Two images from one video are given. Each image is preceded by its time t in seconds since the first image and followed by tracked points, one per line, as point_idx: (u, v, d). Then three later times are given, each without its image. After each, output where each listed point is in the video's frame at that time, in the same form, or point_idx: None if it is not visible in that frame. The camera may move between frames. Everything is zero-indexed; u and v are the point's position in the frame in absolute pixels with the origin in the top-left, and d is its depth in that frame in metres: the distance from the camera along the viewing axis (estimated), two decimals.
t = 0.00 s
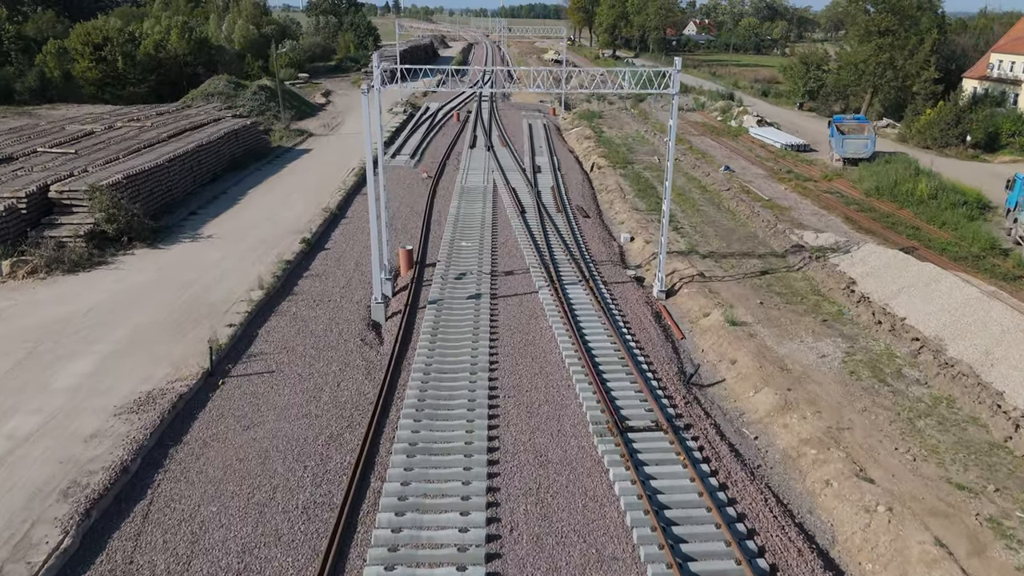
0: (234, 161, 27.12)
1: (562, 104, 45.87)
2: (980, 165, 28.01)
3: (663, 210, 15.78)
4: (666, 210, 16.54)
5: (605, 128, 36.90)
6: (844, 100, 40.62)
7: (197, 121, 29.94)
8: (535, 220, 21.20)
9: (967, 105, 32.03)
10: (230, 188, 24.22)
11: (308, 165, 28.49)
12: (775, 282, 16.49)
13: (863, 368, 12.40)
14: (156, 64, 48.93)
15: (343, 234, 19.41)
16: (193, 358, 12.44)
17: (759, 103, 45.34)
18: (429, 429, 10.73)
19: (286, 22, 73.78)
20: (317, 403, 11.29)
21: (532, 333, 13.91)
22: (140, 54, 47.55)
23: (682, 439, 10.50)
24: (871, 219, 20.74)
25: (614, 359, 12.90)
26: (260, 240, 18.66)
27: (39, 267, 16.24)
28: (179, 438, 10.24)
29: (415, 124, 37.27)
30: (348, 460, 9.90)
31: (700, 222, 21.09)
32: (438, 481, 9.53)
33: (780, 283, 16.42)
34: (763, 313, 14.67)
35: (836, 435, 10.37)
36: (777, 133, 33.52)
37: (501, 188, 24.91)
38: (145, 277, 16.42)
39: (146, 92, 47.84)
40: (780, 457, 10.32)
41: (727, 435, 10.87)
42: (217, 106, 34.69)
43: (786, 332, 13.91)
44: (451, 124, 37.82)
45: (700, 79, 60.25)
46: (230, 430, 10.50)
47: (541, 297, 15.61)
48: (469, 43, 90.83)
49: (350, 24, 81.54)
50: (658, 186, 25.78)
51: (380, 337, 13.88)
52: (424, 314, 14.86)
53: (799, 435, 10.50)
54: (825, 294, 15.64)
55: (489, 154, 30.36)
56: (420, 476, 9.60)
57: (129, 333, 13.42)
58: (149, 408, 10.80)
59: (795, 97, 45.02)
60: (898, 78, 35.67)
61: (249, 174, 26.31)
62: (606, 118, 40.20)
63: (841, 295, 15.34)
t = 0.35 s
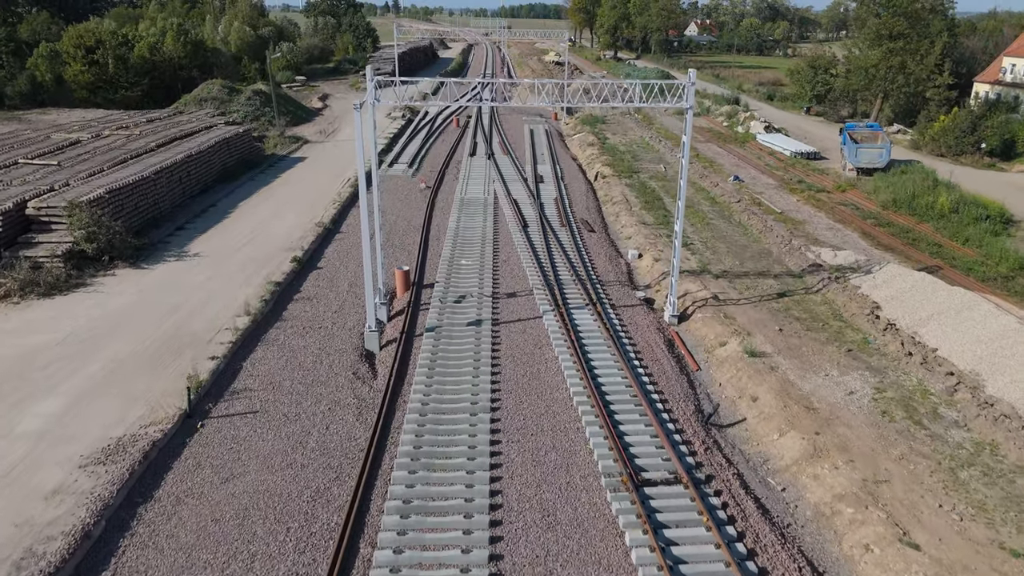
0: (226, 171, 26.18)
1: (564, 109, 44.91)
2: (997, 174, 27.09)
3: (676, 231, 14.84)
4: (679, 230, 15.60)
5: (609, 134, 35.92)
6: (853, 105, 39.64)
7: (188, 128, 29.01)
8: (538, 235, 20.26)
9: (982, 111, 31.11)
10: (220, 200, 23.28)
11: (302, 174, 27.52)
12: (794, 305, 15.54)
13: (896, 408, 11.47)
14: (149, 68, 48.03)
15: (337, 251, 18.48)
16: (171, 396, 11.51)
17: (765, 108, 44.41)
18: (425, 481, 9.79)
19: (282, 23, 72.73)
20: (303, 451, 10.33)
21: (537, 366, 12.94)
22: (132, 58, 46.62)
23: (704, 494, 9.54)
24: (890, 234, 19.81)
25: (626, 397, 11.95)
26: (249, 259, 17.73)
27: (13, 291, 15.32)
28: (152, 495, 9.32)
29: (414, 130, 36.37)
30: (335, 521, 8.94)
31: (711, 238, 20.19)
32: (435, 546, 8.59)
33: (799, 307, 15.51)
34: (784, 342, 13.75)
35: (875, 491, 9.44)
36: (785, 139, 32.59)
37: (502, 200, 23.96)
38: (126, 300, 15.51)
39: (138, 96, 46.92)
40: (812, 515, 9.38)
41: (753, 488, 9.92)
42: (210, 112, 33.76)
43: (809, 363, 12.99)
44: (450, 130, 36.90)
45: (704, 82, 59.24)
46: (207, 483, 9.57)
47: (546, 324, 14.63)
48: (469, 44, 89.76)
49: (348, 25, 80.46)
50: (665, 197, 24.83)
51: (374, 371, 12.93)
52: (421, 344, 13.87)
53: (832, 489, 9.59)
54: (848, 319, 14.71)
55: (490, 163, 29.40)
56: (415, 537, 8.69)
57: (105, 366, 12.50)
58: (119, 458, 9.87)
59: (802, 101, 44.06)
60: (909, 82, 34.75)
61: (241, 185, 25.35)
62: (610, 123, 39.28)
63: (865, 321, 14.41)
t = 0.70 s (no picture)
0: (217, 182, 25.22)
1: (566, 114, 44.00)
2: (1015, 184, 26.22)
3: (691, 256, 13.82)
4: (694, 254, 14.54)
5: (612, 141, 34.99)
6: (862, 110, 38.70)
7: (178, 136, 28.08)
8: (541, 254, 19.30)
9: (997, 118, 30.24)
10: (210, 214, 22.33)
11: (296, 184, 26.58)
12: (815, 333, 14.63)
13: (934, 456, 10.55)
14: (142, 72, 47.15)
15: (330, 271, 17.55)
16: (145, 443, 10.60)
17: (770, 113, 43.53)
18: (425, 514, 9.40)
19: (280, 25, 71.72)
20: (286, 510, 9.38)
21: (543, 406, 11.97)
22: (125, 62, 45.71)
23: (730, 564, 8.61)
24: (910, 251, 18.92)
25: (639, 442, 11.07)
26: (236, 281, 16.79)
27: None
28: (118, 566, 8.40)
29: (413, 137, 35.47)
30: (331, 562, 8.52)
31: (722, 256, 19.29)
32: None
33: (820, 334, 14.58)
34: (807, 377, 12.83)
35: (920, 561, 8.54)
36: (794, 147, 31.70)
37: (503, 213, 23.04)
38: (103, 328, 14.57)
39: (130, 100, 46.04)
40: None
41: (782, 553, 9.02)
42: (202, 119, 32.81)
43: (835, 400, 12.08)
44: (450, 137, 36.00)
45: (707, 85, 58.28)
46: (178, 550, 8.64)
47: (551, 355, 13.64)
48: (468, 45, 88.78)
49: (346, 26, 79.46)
50: (672, 210, 23.90)
51: (366, 411, 11.97)
52: (417, 379, 12.89)
53: (871, 557, 8.69)
54: (874, 350, 13.79)
55: (490, 172, 28.50)
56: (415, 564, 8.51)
57: (75, 408, 11.57)
58: (82, 520, 8.96)
59: (809, 106, 43.18)
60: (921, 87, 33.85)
61: (232, 197, 24.41)
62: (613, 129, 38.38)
63: (893, 353, 13.49)
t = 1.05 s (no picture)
0: (207, 194, 24.30)
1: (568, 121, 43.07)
2: None
3: (707, 287, 12.82)
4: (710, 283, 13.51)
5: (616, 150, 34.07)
6: (872, 117, 37.78)
7: (168, 146, 27.19)
8: (545, 275, 18.35)
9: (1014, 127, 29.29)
10: (198, 230, 21.41)
11: (290, 197, 25.65)
12: (838, 366, 13.69)
13: (978, 515, 9.60)
14: (135, 76, 46.22)
15: (322, 295, 16.64)
16: (112, 502, 9.69)
17: (777, 119, 42.64)
18: (426, 539, 9.26)
19: (278, 28, 70.81)
20: None
21: (550, 454, 11.02)
22: (118, 66, 44.77)
23: None
24: (934, 273, 17.99)
25: (654, 497, 10.17)
26: (222, 306, 15.87)
27: None
28: None
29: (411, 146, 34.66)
30: None
31: (735, 277, 18.37)
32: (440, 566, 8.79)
33: (843, 368, 13.65)
34: (833, 418, 11.89)
35: None
36: (804, 157, 30.78)
37: (504, 229, 22.09)
38: (78, 359, 13.67)
39: (124, 105, 45.11)
40: None
41: None
42: (194, 127, 31.92)
43: (866, 447, 11.12)
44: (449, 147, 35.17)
45: (711, 89, 57.33)
46: None
47: (559, 394, 12.66)
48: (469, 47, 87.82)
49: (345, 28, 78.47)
50: (680, 224, 22.95)
51: (356, 459, 11.04)
52: (413, 421, 11.93)
53: None
54: (903, 387, 12.85)
55: (490, 183, 27.60)
56: None
57: (40, 457, 10.66)
58: None
59: (816, 112, 42.27)
60: (934, 95, 32.91)
61: (223, 211, 23.48)
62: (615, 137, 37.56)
63: (924, 391, 12.56)
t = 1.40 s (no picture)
0: (196, 208, 23.36)
1: (570, 127, 42.27)
2: None
3: (725, 324, 11.83)
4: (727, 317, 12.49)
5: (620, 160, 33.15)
6: (881, 124, 36.87)
7: (158, 156, 26.29)
8: (549, 298, 17.38)
9: None
10: (185, 247, 20.48)
11: (283, 210, 24.69)
12: (864, 404, 12.78)
13: None
14: (129, 81, 45.27)
15: (312, 321, 15.72)
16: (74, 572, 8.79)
17: (783, 125, 41.74)
18: None
19: (276, 31, 69.87)
20: None
21: (558, 511, 10.07)
22: (112, 70, 43.81)
23: None
24: (959, 296, 17.14)
25: (673, 564, 9.23)
26: (206, 334, 14.95)
27: None
28: None
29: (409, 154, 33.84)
30: None
31: (749, 299, 17.47)
32: None
33: (870, 405, 12.74)
34: (864, 466, 10.97)
35: None
36: (814, 166, 29.88)
37: (506, 246, 21.16)
38: (50, 395, 12.78)
39: (117, 111, 44.12)
40: None
41: None
42: (186, 136, 31.00)
43: (902, 501, 10.21)
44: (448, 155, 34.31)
45: (714, 93, 56.44)
46: None
47: (566, 439, 11.68)
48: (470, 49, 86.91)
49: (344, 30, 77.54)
50: (688, 239, 22.04)
51: (347, 515, 10.09)
52: (408, 472, 10.96)
53: None
54: (936, 429, 11.95)
55: (491, 194, 26.73)
56: None
57: None
58: None
59: (824, 118, 41.38)
60: (948, 102, 31.97)
61: (212, 226, 22.54)
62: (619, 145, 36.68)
63: (960, 434, 11.66)
